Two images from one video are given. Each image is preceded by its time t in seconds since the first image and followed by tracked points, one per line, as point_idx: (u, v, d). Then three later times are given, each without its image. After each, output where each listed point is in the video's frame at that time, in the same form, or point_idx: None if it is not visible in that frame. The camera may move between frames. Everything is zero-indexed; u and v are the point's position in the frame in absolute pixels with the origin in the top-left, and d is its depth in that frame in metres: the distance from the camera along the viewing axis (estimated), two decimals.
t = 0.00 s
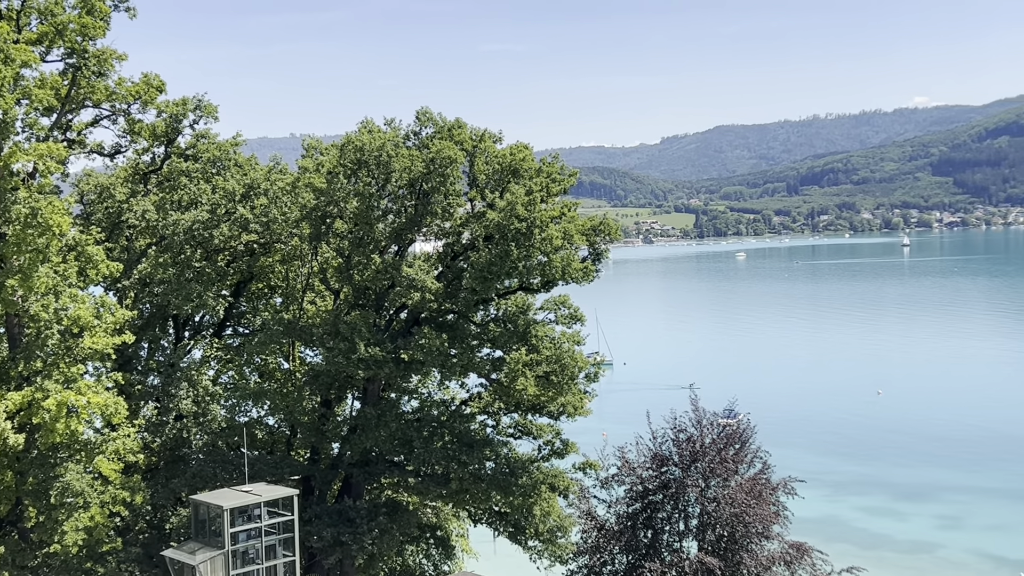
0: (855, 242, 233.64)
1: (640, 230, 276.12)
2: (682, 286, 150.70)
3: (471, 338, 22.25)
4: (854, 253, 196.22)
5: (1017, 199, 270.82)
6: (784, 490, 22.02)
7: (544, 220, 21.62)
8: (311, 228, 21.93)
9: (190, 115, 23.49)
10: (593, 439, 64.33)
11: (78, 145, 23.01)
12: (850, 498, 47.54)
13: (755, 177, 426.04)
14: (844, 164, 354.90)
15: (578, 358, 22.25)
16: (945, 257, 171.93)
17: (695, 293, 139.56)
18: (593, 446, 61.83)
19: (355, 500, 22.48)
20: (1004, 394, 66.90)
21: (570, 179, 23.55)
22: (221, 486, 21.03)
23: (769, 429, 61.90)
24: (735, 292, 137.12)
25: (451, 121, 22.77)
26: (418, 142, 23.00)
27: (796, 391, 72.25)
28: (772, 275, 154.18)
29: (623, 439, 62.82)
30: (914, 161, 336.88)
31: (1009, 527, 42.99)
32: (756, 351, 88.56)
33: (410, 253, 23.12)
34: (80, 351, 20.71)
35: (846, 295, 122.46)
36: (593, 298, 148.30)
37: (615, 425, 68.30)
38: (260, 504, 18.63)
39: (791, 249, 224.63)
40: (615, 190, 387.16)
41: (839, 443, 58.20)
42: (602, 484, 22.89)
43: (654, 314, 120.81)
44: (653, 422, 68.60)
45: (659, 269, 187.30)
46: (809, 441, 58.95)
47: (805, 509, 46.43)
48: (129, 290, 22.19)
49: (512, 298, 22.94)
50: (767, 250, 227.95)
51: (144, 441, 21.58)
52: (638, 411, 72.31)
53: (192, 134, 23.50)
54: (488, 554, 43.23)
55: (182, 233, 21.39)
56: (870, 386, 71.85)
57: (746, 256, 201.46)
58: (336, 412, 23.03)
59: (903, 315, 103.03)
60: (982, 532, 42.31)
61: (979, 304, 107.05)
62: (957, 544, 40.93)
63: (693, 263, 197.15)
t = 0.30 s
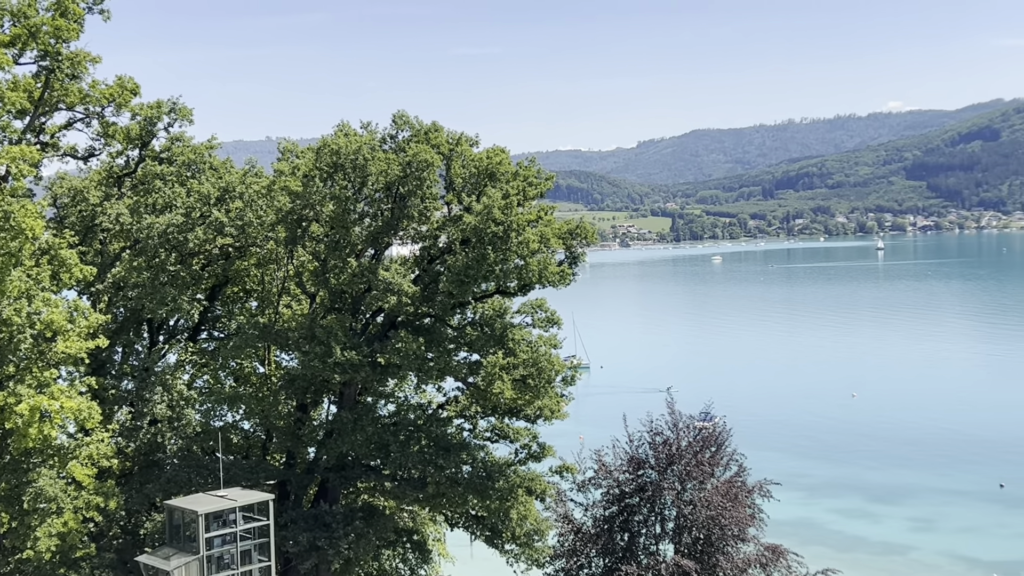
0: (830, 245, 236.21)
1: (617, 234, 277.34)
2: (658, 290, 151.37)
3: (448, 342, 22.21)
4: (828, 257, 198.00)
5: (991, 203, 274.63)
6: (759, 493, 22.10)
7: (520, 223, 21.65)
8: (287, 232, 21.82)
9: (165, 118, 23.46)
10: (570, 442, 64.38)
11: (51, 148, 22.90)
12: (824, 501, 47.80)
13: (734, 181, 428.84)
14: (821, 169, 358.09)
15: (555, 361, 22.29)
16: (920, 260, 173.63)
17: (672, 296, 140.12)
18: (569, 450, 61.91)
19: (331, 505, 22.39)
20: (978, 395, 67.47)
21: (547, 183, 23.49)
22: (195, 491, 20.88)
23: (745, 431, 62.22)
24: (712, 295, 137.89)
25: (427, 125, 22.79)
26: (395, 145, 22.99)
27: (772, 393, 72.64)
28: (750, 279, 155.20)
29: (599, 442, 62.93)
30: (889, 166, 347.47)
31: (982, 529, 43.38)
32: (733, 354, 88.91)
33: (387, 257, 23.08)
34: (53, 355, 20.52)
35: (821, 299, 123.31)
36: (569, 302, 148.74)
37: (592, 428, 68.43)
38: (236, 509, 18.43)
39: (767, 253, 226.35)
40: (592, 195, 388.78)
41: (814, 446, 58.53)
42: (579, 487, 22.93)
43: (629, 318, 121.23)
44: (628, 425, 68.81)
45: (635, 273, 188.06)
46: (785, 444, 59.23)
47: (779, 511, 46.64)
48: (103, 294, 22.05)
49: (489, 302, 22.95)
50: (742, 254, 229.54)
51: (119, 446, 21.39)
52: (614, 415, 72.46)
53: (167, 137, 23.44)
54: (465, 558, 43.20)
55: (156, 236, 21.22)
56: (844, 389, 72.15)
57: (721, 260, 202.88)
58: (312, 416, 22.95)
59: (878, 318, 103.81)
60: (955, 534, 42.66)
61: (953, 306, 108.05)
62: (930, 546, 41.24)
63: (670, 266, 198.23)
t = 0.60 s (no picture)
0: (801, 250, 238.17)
1: (591, 238, 278.20)
2: (628, 295, 151.87)
3: (420, 346, 22.05)
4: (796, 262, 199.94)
5: (959, 209, 284.66)
6: (730, 496, 22.21)
7: (492, 228, 21.65)
8: (257, 236, 21.72)
9: (134, 121, 23.33)
10: (542, 446, 64.30)
11: (18, 152, 22.71)
12: (794, 504, 48.02)
13: (710, 186, 431.41)
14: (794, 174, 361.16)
15: (528, 366, 22.33)
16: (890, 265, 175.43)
17: (644, 301, 140.64)
18: (541, 454, 61.83)
19: (301, 511, 22.27)
20: (948, 398, 68.14)
21: (519, 188, 23.68)
22: (164, 497, 20.69)
23: (717, 435, 62.45)
24: (683, 300, 138.35)
25: (399, 129, 22.86)
26: (366, 150, 22.98)
27: (743, 398, 72.93)
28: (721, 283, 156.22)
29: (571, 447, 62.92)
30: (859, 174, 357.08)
31: (950, 531, 43.71)
32: (707, 358, 89.20)
33: (359, 261, 22.99)
34: (20, 361, 20.16)
35: (791, 303, 124.11)
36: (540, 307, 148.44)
37: (563, 432, 68.43)
38: (206, 515, 18.23)
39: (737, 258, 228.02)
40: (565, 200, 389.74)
41: (784, 449, 58.79)
42: (551, 491, 22.93)
43: (600, 323, 121.61)
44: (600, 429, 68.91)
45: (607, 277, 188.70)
46: (757, 447, 59.40)
47: (750, 515, 46.78)
48: (71, 299, 21.89)
49: (461, 306, 22.95)
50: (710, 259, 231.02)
51: (87, 452, 21.22)
52: (585, 419, 72.52)
53: (135, 141, 23.33)
54: (437, 562, 43.05)
55: (125, 240, 21.04)
56: (814, 393, 72.42)
57: (690, 265, 204.09)
58: (282, 421, 22.83)
59: (847, 323, 104.56)
60: (923, 536, 42.99)
61: (921, 311, 109.20)
62: (899, 548, 41.50)
63: (642, 271, 198.92)
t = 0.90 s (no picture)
0: (765, 256, 239.43)
1: (556, 244, 279.23)
2: (596, 300, 152.23)
3: (386, 353, 22.16)
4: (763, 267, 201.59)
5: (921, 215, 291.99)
6: (696, 501, 22.25)
7: (460, 234, 21.68)
8: (223, 242, 21.47)
9: (96, 126, 23.23)
10: (510, 451, 64.19)
11: None
12: (761, 508, 48.28)
13: (681, 192, 433.99)
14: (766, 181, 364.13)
15: (495, 372, 22.45)
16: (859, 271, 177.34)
17: (611, 306, 141.07)
18: (509, 459, 61.72)
19: (267, 518, 22.12)
20: (914, 401, 68.97)
21: (486, 194, 23.69)
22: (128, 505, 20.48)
23: (684, 439, 62.73)
24: (651, 305, 138.75)
25: (366, 135, 22.86)
26: (333, 155, 22.92)
27: (710, 403, 73.19)
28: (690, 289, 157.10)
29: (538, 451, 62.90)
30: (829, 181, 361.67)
31: (914, 534, 44.05)
32: (677, 363, 89.63)
33: (326, 267, 22.91)
34: None
35: (761, 308, 125.08)
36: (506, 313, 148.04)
37: (530, 436, 68.37)
38: (170, 523, 18.01)
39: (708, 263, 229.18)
40: (533, 205, 390.48)
41: (750, 454, 59.07)
42: (519, 496, 22.95)
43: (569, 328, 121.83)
44: (567, 434, 68.93)
45: (575, 283, 188.96)
46: (724, 452, 59.76)
47: (717, 519, 46.92)
48: (33, 305, 21.70)
49: (428, 312, 22.93)
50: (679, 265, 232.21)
51: (50, 460, 21.01)
52: (554, 423, 72.50)
53: (99, 146, 23.28)
54: (404, 569, 42.80)
55: (88, 246, 20.81)
56: (780, 398, 72.92)
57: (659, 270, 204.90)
58: (248, 428, 22.71)
59: (811, 329, 105.31)
60: (888, 539, 43.36)
61: (886, 316, 110.49)
62: (864, 551, 41.85)
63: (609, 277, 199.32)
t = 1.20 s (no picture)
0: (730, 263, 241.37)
1: (520, 250, 279.95)
2: (560, 306, 152.48)
3: (349, 359, 21.99)
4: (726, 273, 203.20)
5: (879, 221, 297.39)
6: (658, 506, 22.33)
7: (422, 240, 21.65)
8: (181, 248, 21.42)
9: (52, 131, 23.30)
10: (473, 457, 64.02)
11: None
12: (723, 513, 48.52)
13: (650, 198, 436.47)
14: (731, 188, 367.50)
15: (458, 378, 22.45)
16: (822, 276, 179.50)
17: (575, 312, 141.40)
18: (472, 466, 61.54)
19: (228, 526, 21.93)
20: (875, 405, 69.86)
21: (449, 200, 23.80)
22: (85, 514, 20.15)
23: (646, 445, 62.97)
24: (612, 311, 139.15)
25: (327, 140, 22.84)
26: (294, 161, 22.87)
27: (673, 408, 73.57)
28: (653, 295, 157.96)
29: (501, 458, 62.83)
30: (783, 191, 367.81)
31: (875, 537, 44.46)
32: (643, 368, 90.03)
33: (287, 273, 22.76)
34: None
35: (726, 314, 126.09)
36: (467, 319, 147.75)
37: (494, 442, 68.26)
38: (129, 532, 17.62)
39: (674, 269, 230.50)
40: (496, 211, 390.42)
41: (713, 458, 59.43)
42: (481, 503, 22.93)
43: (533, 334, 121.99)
44: (530, 439, 68.94)
45: (537, 289, 189.10)
46: (684, 456, 60.05)
47: (680, 524, 47.07)
48: None
49: (391, 318, 22.89)
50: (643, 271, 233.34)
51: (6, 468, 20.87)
52: (517, 429, 72.44)
53: (57, 151, 23.39)
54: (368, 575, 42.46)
55: (45, 251, 20.59)
56: (742, 403, 73.51)
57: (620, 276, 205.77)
58: (208, 436, 22.51)
59: (772, 334, 106.12)
60: (849, 543, 43.74)
61: (848, 321, 111.96)
62: (824, 556, 42.19)
63: (572, 283, 199.83)
